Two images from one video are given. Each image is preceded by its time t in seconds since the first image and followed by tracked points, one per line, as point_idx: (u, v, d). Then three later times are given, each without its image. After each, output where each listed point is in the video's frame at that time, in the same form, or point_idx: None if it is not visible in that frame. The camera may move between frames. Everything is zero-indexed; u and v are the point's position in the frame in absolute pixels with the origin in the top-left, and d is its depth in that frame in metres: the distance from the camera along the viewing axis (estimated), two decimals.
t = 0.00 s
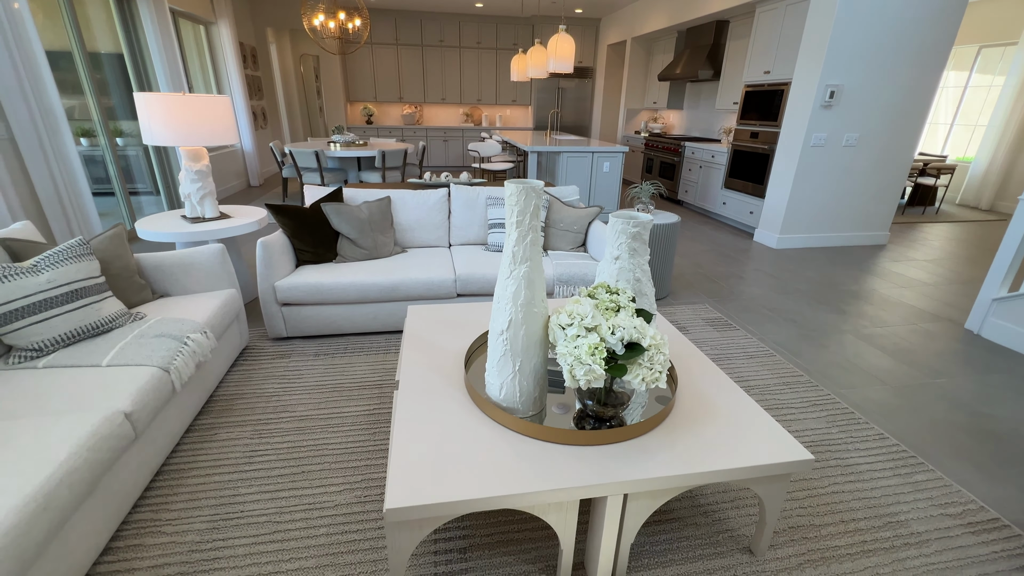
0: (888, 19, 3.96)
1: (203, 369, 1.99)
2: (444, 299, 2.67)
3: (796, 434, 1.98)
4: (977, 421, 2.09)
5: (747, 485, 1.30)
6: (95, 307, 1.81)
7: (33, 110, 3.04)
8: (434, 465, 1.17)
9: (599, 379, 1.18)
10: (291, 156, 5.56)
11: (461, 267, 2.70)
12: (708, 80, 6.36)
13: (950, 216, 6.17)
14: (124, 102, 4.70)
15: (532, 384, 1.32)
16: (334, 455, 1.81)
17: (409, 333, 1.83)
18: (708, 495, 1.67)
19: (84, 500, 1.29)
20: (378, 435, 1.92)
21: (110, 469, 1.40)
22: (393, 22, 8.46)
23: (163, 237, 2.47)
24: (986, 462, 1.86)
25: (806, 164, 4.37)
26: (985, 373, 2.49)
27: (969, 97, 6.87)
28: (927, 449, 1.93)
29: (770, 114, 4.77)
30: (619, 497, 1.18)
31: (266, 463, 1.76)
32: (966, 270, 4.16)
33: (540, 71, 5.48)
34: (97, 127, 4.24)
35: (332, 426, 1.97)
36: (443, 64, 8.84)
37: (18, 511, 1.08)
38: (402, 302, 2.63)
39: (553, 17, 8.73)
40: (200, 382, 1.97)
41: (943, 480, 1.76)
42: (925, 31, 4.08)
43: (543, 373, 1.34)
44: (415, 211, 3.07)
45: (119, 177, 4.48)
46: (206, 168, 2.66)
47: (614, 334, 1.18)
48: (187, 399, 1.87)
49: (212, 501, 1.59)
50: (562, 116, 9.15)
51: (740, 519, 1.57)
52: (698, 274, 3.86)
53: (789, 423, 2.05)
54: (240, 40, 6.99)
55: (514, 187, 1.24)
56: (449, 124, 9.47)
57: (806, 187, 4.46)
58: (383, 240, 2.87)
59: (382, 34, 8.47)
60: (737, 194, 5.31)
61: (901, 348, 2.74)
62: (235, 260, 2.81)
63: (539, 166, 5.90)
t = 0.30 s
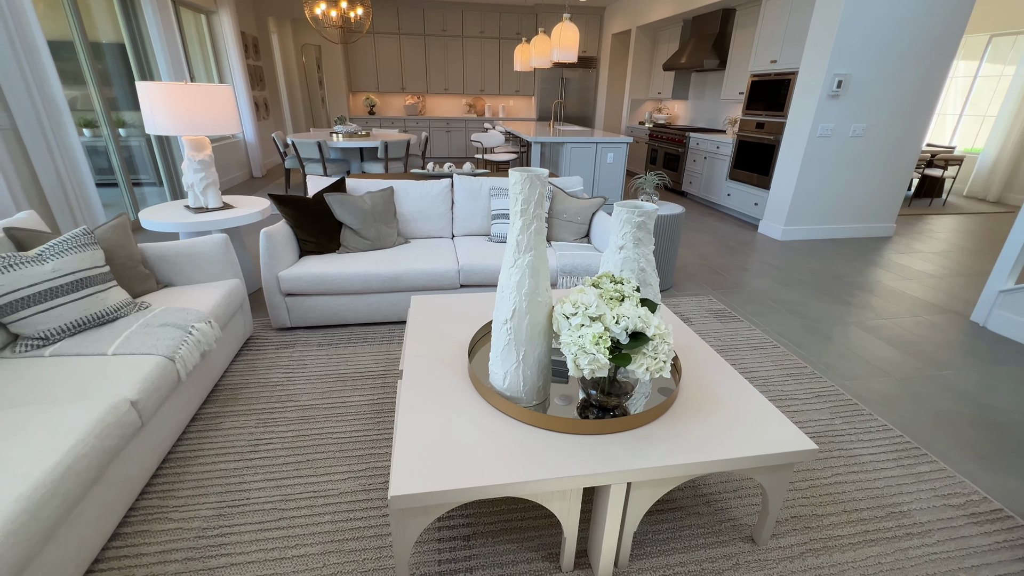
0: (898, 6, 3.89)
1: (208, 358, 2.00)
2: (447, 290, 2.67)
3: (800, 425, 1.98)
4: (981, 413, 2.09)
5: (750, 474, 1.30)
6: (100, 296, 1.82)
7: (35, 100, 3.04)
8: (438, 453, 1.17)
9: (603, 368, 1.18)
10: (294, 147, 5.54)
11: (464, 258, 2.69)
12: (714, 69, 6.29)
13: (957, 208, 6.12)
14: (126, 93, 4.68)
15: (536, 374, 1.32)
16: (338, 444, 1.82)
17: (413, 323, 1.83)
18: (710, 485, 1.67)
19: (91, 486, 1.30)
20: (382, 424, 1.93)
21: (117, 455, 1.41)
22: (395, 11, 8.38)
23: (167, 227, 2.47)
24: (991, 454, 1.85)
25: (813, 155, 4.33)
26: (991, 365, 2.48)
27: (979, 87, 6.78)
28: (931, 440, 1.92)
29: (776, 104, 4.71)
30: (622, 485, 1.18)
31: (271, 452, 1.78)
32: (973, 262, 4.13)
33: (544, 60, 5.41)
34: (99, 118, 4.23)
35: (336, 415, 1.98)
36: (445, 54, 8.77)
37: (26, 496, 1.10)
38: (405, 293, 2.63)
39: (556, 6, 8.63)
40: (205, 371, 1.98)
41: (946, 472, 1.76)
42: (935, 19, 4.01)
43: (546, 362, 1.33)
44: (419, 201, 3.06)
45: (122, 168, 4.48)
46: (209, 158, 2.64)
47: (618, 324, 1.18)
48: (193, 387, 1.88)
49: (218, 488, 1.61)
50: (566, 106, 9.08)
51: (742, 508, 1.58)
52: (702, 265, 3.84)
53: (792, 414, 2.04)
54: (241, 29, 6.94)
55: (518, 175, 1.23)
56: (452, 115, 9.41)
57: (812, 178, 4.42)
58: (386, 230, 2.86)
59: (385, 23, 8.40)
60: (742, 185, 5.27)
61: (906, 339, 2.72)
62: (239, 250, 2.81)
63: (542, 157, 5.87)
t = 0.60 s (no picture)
0: None
1: (213, 350, 2.00)
2: (450, 284, 2.67)
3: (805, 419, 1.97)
4: (986, 407, 2.08)
5: (755, 466, 1.30)
6: (106, 288, 1.82)
7: (39, 94, 3.04)
8: (443, 444, 1.17)
9: (609, 359, 1.18)
10: (296, 141, 5.53)
11: (467, 251, 2.69)
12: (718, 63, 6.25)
13: (963, 203, 6.08)
14: (129, 87, 4.67)
15: (541, 365, 1.32)
16: (343, 436, 1.82)
17: (417, 315, 1.84)
18: (715, 477, 1.67)
19: (99, 476, 1.31)
20: (387, 416, 1.94)
21: (124, 445, 1.42)
22: (397, 4, 8.34)
23: (171, 220, 2.47)
24: (997, 449, 1.84)
25: (817, 150, 4.30)
26: (996, 359, 2.47)
27: (986, 81, 6.72)
28: (935, 434, 1.92)
29: (781, 98, 4.68)
30: (628, 476, 1.18)
31: (277, 443, 1.78)
32: (979, 258, 4.10)
33: (547, 54, 5.38)
34: (103, 112, 4.23)
35: (340, 407, 1.99)
36: (448, 48, 8.73)
37: (34, 485, 1.10)
38: (408, 286, 2.63)
39: None
40: (210, 363, 1.98)
41: (951, 465, 1.76)
42: (943, 12, 3.97)
43: (552, 354, 1.33)
44: (422, 195, 3.06)
45: (125, 162, 4.48)
46: (213, 150, 2.63)
47: (624, 315, 1.18)
48: (198, 379, 1.89)
49: (224, 478, 1.61)
50: (569, 101, 9.03)
51: (746, 501, 1.58)
52: (705, 260, 3.83)
53: (796, 408, 2.04)
54: (244, 23, 6.92)
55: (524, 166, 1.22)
56: (455, 109, 9.38)
57: (816, 173, 4.40)
58: (389, 224, 2.86)
59: (387, 17, 8.37)
60: (746, 180, 5.24)
61: (910, 334, 2.72)
62: (242, 243, 2.81)
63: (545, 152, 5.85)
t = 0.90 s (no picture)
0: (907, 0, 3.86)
1: (215, 351, 2.00)
2: (452, 285, 2.67)
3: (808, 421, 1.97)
4: (989, 409, 2.08)
5: (759, 468, 1.29)
6: (108, 288, 1.82)
7: (42, 95, 3.05)
8: (446, 445, 1.17)
9: (613, 360, 1.18)
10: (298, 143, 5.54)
11: (469, 253, 2.69)
12: (719, 65, 6.26)
13: (964, 205, 6.09)
14: (131, 89, 4.68)
15: (544, 366, 1.32)
16: (345, 437, 1.82)
17: (419, 316, 1.84)
18: (718, 479, 1.67)
19: (102, 476, 1.31)
20: (389, 417, 1.94)
21: (127, 445, 1.42)
22: (399, 7, 8.36)
23: (173, 220, 2.48)
24: (1000, 451, 1.84)
25: (818, 152, 4.31)
26: (998, 361, 2.47)
27: (986, 84, 6.73)
28: (938, 436, 1.92)
29: (782, 100, 4.68)
30: (631, 477, 1.18)
31: (279, 443, 1.78)
32: (980, 260, 4.10)
33: (548, 56, 5.39)
34: (105, 113, 4.24)
35: (342, 408, 1.98)
36: (449, 50, 8.75)
37: (37, 485, 1.10)
38: (410, 288, 2.62)
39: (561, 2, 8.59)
40: (212, 364, 1.98)
41: (954, 467, 1.75)
42: (944, 14, 3.98)
43: (555, 355, 1.33)
44: (424, 196, 3.07)
45: (127, 163, 4.48)
46: (215, 152, 2.63)
47: (628, 316, 1.18)
48: (200, 380, 1.89)
49: (226, 479, 1.61)
50: (569, 103, 9.05)
51: (749, 503, 1.57)
52: (706, 262, 3.83)
53: (799, 410, 2.04)
54: (245, 25, 6.94)
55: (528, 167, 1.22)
56: (456, 111, 9.40)
57: (817, 175, 4.40)
58: (391, 225, 2.87)
59: (389, 19, 8.39)
60: (747, 182, 5.25)
61: (912, 336, 2.72)
62: (244, 244, 2.81)
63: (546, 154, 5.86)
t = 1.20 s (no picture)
0: (898, 13, 3.91)
1: (207, 362, 1.98)
2: (448, 294, 2.66)
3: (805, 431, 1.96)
4: (986, 420, 2.07)
5: (756, 482, 1.28)
6: (100, 299, 1.81)
7: (38, 105, 3.05)
8: (439, 460, 1.16)
9: (607, 373, 1.17)
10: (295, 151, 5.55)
11: (465, 262, 2.69)
12: (714, 75, 6.31)
13: (958, 214, 6.12)
14: (129, 97, 4.69)
15: (538, 378, 1.31)
16: (338, 450, 1.80)
17: (414, 326, 1.83)
18: (715, 492, 1.65)
19: (88, 491, 1.29)
20: (382, 429, 1.91)
21: (115, 459, 1.40)
22: (397, 17, 8.43)
23: (167, 230, 2.46)
24: (998, 462, 1.83)
25: (813, 161, 4.33)
26: (994, 371, 2.47)
27: (978, 94, 6.80)
28: (936, 448, 1.90)
29: (777, 110, 4.72)
30: (626, 492, 1.16)
31: (270, 456, 1.76)
32: (975, 269, 4.11)
33: (544, 66, 5.43)
34: (102, 121, 4.25)
35: (336, 420, 1.96)
36: (447, 59, 8.81)
37: (22, 501, 1.08)
38: (406, 297, 2.61)
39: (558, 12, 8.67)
40: (204, 375, 1.96)
41: (952, 479, 1.74)
42: (935, 27, 4.03)
43: (549, 367, 1.32)
44: (420, 205, 3.06)
45: (123, 171, 4.48)
46: (211, 161, 2.63)
47: (622, 328, 1.17)
48: (192, 391, 1.87)
49: (216, 494, 1.59)
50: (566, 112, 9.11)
51: (746, 516, 1.56)
52: (703, 271, 3.83)
53: (797, 421, 2.03)
54: (244, 34, 6.98)
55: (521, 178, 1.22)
56: (453, 120, 9.44)
57: (812, 184, 4.42)
58: (387, 234, 2.86)
59: (387, 29, 8.46)
60: (743, 191, 5.27)
61: (908, 346, 2.71)
62: (239, 253, 2.80)
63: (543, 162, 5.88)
